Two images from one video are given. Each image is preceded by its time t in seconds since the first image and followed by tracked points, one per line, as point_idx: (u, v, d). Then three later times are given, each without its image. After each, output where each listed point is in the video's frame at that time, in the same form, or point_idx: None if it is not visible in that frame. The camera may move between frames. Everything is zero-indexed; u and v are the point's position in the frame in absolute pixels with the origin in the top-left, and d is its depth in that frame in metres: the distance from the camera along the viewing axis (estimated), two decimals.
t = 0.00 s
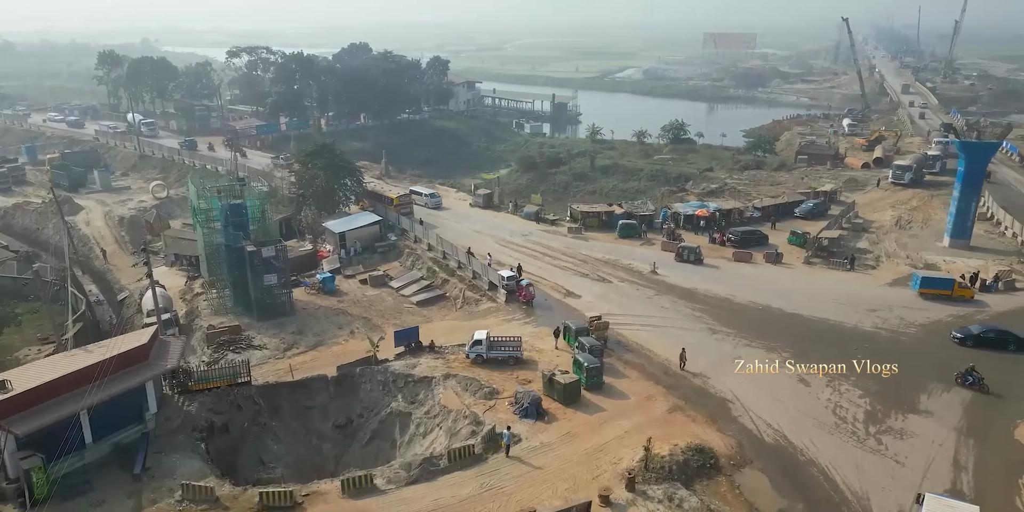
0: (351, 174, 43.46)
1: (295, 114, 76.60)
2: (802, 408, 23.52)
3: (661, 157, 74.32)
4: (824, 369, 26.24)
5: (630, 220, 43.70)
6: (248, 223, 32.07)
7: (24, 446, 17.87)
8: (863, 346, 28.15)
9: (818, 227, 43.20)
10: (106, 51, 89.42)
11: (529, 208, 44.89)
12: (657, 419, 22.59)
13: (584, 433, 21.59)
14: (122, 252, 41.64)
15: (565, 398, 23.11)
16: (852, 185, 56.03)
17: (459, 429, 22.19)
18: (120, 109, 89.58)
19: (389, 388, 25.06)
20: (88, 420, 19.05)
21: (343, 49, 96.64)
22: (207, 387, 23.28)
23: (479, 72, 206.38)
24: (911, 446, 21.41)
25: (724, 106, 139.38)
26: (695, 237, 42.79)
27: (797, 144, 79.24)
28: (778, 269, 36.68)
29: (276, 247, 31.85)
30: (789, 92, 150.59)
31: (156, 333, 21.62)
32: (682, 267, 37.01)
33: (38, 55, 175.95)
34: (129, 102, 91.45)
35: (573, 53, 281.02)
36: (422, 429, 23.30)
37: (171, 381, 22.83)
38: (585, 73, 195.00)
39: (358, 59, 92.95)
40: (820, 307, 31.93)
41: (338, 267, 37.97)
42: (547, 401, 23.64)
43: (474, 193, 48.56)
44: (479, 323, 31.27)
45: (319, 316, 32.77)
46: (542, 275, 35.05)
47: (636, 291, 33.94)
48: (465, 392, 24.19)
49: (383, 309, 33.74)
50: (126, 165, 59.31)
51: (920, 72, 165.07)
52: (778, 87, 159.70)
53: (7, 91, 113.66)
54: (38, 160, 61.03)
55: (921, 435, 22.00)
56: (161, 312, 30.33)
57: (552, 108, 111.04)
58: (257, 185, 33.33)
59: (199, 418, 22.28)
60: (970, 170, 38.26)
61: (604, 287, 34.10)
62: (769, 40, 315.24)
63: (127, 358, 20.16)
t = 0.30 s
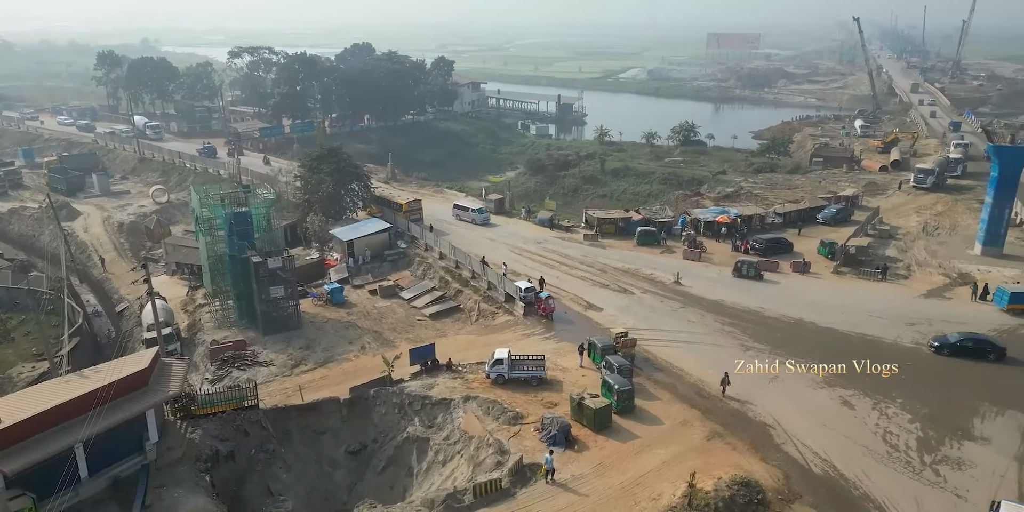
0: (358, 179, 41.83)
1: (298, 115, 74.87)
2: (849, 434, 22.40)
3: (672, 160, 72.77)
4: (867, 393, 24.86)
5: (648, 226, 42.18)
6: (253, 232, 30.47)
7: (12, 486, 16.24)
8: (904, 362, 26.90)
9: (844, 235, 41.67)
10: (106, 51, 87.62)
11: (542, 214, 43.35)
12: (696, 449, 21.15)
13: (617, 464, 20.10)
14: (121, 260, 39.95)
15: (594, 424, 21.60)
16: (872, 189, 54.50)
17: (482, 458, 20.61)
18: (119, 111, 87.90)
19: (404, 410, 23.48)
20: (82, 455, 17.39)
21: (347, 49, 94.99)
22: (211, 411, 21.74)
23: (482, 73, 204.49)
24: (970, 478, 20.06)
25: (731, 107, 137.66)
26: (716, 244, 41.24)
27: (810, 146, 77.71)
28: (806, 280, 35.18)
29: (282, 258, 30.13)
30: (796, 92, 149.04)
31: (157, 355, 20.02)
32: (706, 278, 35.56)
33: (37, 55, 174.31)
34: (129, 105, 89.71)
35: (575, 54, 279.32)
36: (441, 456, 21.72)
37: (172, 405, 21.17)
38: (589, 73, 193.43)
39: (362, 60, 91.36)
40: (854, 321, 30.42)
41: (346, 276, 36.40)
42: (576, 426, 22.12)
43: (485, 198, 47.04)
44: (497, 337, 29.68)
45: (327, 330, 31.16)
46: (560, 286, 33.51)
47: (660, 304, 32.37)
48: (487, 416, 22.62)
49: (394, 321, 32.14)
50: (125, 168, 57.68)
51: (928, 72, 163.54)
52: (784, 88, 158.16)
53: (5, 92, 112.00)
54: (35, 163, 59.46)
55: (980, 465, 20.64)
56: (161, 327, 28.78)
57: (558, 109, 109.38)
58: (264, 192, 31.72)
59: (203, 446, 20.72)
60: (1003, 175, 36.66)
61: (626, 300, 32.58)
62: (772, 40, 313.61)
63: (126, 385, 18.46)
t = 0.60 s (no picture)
0: (402, 184, 40.71)
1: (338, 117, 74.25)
2: (944, 475, 20.63)
3: (720, 165, 70.23)
4: (960, 429, 22.84)
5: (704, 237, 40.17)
6: (299, 240, 29.42)
7: None
8: (995, 391, 24.87)
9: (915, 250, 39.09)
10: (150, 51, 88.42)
11: (592, 222, 41.67)
12: (775, 491, 19.43)
13: (690, 505, 18.47)
14: (164, 264, 39.43)
15: (663, 458, 19.96)
16: (938, 198, 51.48)
17: (540, 492, 19.03)
18: (163, 111, 88.67)
19: (455, 436, 22.04)
20: (121, 484, 16.31)
21: (386, 49, 94.53)
22: (255, 433, 20.63)
23: (520, 73, 202.74)
24: None
25: (776, 109, 133.75)
26: (776, 257, 39.03)
27: (866, 151, 74.36)
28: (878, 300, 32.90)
29: (327, 267, 29.07)
30: (845, 94, 144.07)
31: (200, 374, 18.98)
32: (769, 296, 33.54)
33: (86, 56, 178.33)
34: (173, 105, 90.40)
35: (613, 54, 276.03)
36: (495, 488, 20.23)
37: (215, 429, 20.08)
38: (627, 74, 190.51)
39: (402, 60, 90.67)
40: (936, 348, 28.13)
41: (390, 285, 35.27)
42: (642, 460, 20.50)
43: (531, 204, 45.54)
44: (549, 355, 28.14)
45: (371, 343, 29.96)
46: (614, 301, 31.78)
47: (721, 323, 30.46)
48: (544, 444, 21.04)
49: (441, 335, 30.81)
50: (168, 169, 57.65)
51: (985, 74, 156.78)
52: (832, 89, 153.21)
53: (54, 92, 114.24)
54: (81, 164, 59.88)
55: None
56: (204, 338, 27.91)
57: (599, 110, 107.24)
58: (309, 199, 30.73)
59: (246, 471, 19.60)
60: None
61: (684, 317, 30.75)
62: (816, 40, 305.74)
63: (167, 409, 17.36)
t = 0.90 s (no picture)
0: (463, 191, 39.71)
1: (396, 118, 74.03)
2: None
3: (789, 171, 67.01)
4: None
5: (781, 250, 37.65)
6: (361, 249, 28.51)
7: None
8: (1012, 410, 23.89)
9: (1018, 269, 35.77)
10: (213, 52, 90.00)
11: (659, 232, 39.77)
12: None
13: None
14: (224, 266, 39.26)
15: (757, 502, 18.03)
16: None
17: None
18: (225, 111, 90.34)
19: (525, 465, 20.59)
20: None
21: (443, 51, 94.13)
22: (317, 456, 19.66)
23: (573, 74, 200.40)
24: None
25: (842, 112, 128.18)
26: (861, 273, 36.25)
27: (947, 158, 69.92)
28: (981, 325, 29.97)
29: (390, 277, 28.04)
30: (916, 97, 137.16)
31: (262, 394, 18.16)
32: (857, 317, 30.99)
33: (152, 56, 184.20)
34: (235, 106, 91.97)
35: (668, 54, 270.68)
36: None
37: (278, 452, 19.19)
38: (684, 75, 186.10)
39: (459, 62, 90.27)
40: None
41: (450, 294, 34.17)
42: (732, 503, 18.59)
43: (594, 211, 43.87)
44: (620, 376, 26.41)
45: (432, 356, 28.82)
46: (687, 320, 29.86)
47: (806, 346, 28.18)
48: (622, 479, 19.36)
49: (503, 350, 29.39)
50: (228, 169, 57.99)
51: None
52: (902, 92, 146.18)
53: (123, 92, 117.92)
54: (146, 163, 60.97)
55: None
56: (264, 347, 27.27)
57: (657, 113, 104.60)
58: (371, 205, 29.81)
59: (307, 498, 18.60)
60: None
61: (765, 338, 28.54)
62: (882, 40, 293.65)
63: (230, 433, 16.48)
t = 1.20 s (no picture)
0: (503, 197, 38.35)
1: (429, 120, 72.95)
2: None
3: (834, 177, 64.44)
4: None
5: (838, 262, 35.70)
6: (401, 260, 27.30)
7: None
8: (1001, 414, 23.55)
9: None
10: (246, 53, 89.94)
11: (707, 241, 38.02)
12: None
13: None
14: (257, 272, 38.36)
15: None
16: None
17: None
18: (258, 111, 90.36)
19: (580, 499, 19.10)
20: None
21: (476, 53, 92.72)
22: (359, 486, 18.40)
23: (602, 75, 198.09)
24: None
25: (882, 114, 124.17)
26: (925, 288, 33.99)
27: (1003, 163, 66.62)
28: None
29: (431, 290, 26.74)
30: (961, 99, 132.46)
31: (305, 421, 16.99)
32: (926, 337, 28.89)
33: (184, 56, 186.02)
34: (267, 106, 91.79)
35: (698, 54, 266.57)
36: None
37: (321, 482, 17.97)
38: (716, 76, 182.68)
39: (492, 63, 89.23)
40: None
41: (490, 306, 32.80)
42: None
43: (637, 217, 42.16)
44: (675, 399, 24.75)
45: (474, 372, 27.44)
46: (744, 338, 28.08)
47: (875, 369, 26.23)
48: None
49: (548, 367, 27.90)
50: (261, 172, 57.32)
51: None
52: (945, 94, 141.36)
53: (157, 92, 118.82)
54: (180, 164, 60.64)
55: None
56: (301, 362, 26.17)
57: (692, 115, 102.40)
58: (412, 215, 28.83)
59: None
60: None
61: (830, 360, 26.65)
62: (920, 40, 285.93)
63: (272, 464, 15.31)
